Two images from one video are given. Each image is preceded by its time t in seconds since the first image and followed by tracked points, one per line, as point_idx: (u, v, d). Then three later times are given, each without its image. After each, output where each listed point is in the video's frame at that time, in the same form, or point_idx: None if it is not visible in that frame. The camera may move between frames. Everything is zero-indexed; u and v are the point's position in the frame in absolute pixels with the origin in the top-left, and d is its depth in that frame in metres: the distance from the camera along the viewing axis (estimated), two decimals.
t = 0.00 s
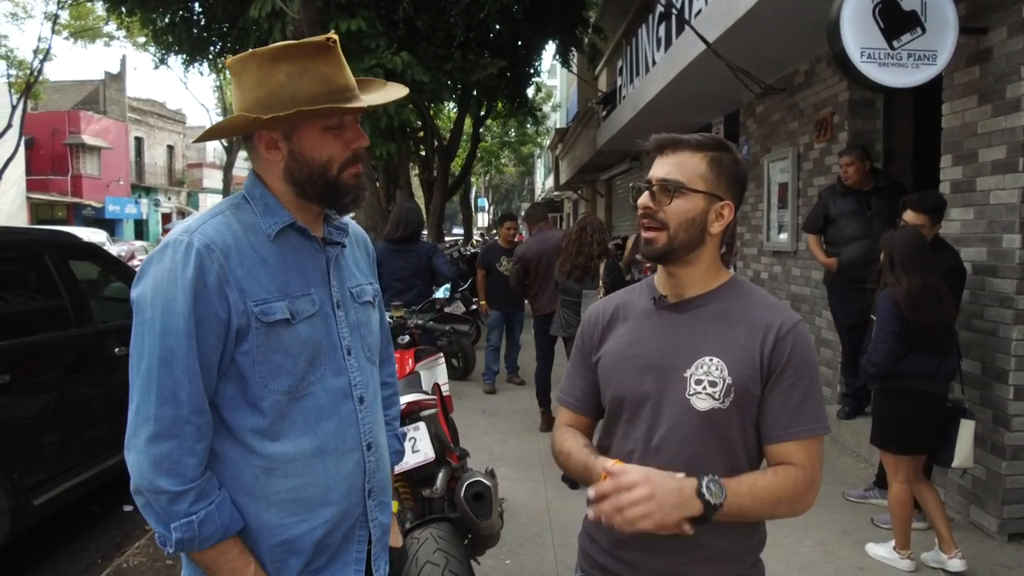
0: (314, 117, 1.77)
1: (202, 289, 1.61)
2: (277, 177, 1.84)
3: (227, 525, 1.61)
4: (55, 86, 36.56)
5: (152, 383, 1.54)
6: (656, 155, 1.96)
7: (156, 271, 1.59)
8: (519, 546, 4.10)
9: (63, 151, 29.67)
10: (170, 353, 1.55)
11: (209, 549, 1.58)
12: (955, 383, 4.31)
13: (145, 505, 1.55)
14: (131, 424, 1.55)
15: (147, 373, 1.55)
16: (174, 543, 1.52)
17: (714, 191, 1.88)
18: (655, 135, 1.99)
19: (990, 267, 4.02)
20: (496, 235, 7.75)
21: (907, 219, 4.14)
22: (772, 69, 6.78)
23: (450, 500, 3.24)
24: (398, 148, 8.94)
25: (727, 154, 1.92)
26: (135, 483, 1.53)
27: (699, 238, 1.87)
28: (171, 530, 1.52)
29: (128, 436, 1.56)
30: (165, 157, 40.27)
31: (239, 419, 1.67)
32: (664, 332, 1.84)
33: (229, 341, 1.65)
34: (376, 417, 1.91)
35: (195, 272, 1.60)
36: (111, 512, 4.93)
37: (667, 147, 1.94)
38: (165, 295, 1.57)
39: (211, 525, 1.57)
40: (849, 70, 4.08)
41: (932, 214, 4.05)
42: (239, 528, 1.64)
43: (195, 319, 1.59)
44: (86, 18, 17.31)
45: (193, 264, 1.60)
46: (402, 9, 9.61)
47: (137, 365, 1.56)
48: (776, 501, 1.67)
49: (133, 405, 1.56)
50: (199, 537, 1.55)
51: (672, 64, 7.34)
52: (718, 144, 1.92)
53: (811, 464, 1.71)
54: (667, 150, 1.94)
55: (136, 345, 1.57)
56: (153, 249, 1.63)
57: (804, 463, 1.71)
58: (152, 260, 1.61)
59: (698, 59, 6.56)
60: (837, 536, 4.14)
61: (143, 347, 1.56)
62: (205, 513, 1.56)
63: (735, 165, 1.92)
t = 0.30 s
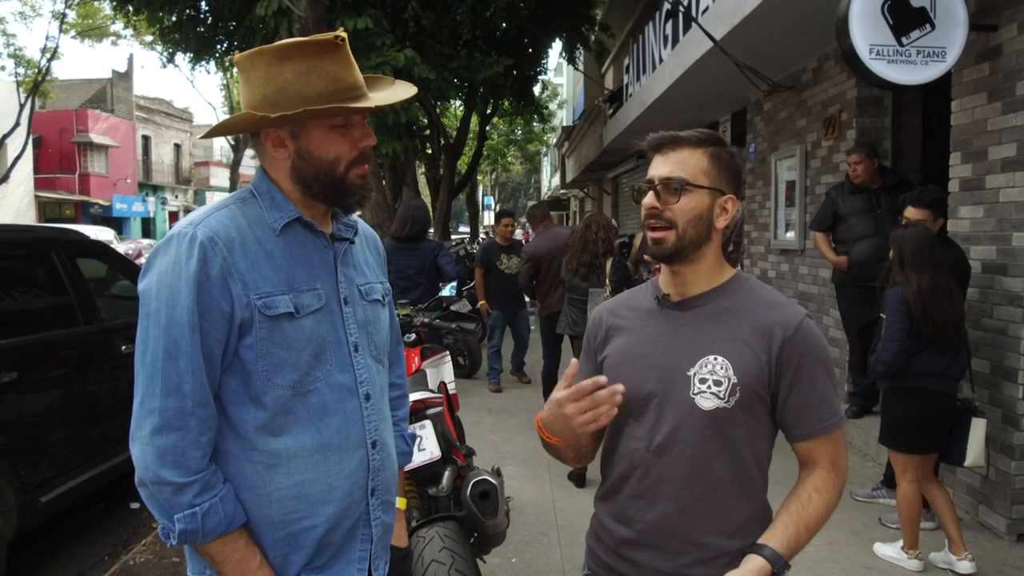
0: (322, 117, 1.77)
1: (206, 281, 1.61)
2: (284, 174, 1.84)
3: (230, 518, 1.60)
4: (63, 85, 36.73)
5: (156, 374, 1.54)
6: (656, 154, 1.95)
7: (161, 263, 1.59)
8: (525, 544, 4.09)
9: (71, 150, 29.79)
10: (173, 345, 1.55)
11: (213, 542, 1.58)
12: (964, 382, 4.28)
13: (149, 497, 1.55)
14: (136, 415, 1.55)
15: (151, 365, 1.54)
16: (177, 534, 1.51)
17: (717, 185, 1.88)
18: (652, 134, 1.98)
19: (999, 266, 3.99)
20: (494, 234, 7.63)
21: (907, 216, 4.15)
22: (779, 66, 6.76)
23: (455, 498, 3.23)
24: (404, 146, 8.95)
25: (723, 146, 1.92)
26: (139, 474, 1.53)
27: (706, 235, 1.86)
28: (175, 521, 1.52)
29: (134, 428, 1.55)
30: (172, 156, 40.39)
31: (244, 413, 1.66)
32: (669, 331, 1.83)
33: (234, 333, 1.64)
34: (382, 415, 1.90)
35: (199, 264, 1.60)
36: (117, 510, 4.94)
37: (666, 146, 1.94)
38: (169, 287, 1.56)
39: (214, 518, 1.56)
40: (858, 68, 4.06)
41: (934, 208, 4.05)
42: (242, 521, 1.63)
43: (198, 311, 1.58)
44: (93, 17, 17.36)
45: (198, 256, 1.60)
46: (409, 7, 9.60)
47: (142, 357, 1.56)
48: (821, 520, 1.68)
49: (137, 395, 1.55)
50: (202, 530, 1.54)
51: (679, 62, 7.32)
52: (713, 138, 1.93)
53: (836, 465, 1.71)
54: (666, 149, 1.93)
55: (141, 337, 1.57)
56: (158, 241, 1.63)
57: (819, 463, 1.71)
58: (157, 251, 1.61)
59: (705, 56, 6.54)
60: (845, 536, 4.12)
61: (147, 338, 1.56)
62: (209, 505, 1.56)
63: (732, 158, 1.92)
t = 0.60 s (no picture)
0: (329, 115, 1.76)
1: (213, 280, 1.61)
2: (291, 171, 1.83)
3: (238, 517, 1.60)
4: (69, 84, 36.85)
5: (165, 373, 1.53)
6: (659, 154, 1.94)
7: (169, 261, 1.59)
8: (530, 543, 4.09)
9: (78, 149, 29.89)
10: (181, 344, 1.54)
11: (221, 540, 1.57)
12: (972, 381, 4.26)
13: (156, 495, 1.55)
14: (144, 413, 1.55)
15: (159, 364, 1.54)
16: (185, 533, 1.51)
17: (724, 181, 1.88)
18: (650, 138, 1.98)
19: (1008, 264, 3.97)
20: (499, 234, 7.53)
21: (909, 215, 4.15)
22: (786, 64, 6.73)
23: (461, 496, 3.22)
24: (410, 145, 8.94)
25: (725, 142, 1.92)
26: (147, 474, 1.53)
27: (716, 232, 1.85)
28: (183, 520, 1.52)
29: (142, 427, 1.55)
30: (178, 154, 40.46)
31: (254, 410, 1.66)
32: (678, 329, 1.82)
33: (241, 331, 1.64)
34: (390, 413, 1.89)
35: (206, 262, 1.59)
36: (123, 507, 4.95)
37: (669, 146, 1.92)
38: (176, 285, 1.56)
39: (222, 517, 1.56)
40: (865, 65, 4.03)
41: (936, 206, 4.04)
42: (250, 520, 1.63)
43: (205, 310, 1.58)
44: (99, 17, 17.41)
45: (204, 255, 1.60)
46: (415, 5, 9.59)
47: (150, 355, 1.56)
48: (811, 517, 1.66)
49: (145, 395, 1.55)
50: (210, 528, 1.54)
51: (684, 60, 7.29)
52: (714, 135, 1.92)
53: (833, 466, 1.70)
54: (668, 149, 1.92)
55: (148, 335, 1.57)
56: (165, 239, 1.63)
57: (822, 462, 1.69)
58: (164, 250, 1.60)
59: (712, 54, 6.51)
60: (851, 535, 4.10)
61: (155, 337, 1.56)
62: (217, 504, 1.55)
63: (733, 154, 1.91)
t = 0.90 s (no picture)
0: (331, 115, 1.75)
1: (217, 278, 1.60)
2: (293, 170, 1.83)
3: (245, 517, 1.60)
4: (73, 83, 36.94)
5: (171, 372, 1.53)
6: (647, 159, 1.94)
7: (174, 260, 1.58)
8: (533, 541, 4.09)
9: (82, 147, 29.95)
10: (187, 343, 1.54)
11: (227, 542, 1.57)
12: (977, 380, 4.24)
13: (163, 497, 1.54)
14: (150, 413, 1.54)
15: (165, 363, 1.54)
16: (192, 535, 1.51)
17: (716, 177, 1.86)
18: (641, 143, 1.97)
19: (1013, 263, 3.95)
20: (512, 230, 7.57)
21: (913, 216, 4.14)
22: (790, 61, 6.71)
23: (464, 495, 3.21)
24: (413, 143, 8.93)
25: (711, 139, 1.91)
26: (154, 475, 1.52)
27: (713, 229, 1.85)
28: (190, 521, 1.51)
29: (149, 427, 1.55)
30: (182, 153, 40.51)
31: (259, 410, 1.66)
32: (679, 327, 1.81)
33: (246, 330, 1.63)
34: (395, 411, 1.89)
35: (211, 261, 1.59)
36: (127, 505, 4.95)
37: (657, 151, 1.92)
38: (181, 285, 1.56)
39: (229, 518, 1.56)
40: (870, 62, 4.01)
41: (941, 204, 4.02)
42: (255, 520, 1.63)
43: (210, 309, 1.57)
44: (103, 16, 17.44)
45: (209, 253, 1.59)
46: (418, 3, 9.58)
47: (155, 355, 1.55)
48: (809, 512, 1.64)
49: (152, 395, 1.55)
50: (217, 529, 1.54)
51: (689, 57, 7.26)
52: (700, 134, 1.91)
53: (834, 462, 1.68)
54: (656, 155, 1.91)
55: (153, 335, 1.56)
56: (170, 238, 1.63)
57: (819, 458, 1.67)
58: (169, 249, 1.60)
59: (716, 51, 6.49)
60: (855, 534, 4.09)
61: (160, 337, 1.55)
62: (224, 504, 1.55)
63: (722, 150, 1.90)
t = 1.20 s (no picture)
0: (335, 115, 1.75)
1: (218, 277, 1.60)
2: (298, 169, 1.83)
3: (231, 520, 1.57)
4: (75, 81, 36.96)
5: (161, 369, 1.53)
6: (643, 158, 1.93)
7: (175, 257, 1.58)
8: (535, 540, 4.09)
9: (84, 146, 29.96)
10: (179, 340, 1.53)
11: (213, 541, 1.56)
12: (980, 379, 4.24)
13: (152, 494, 1.54)
14: (140, 410, 1.54)
15: (159, 361, 1.53)
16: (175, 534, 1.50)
17: (715, 173, 1.85)
18: (637, 141, 1.97)
19: (1016, 262, 3.94)
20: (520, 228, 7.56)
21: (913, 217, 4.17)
22: (793, 60, 6.70)
23: (465, 494, 3.21)
24: (415, 141, 8.93)
25: (708, 135, 1.90)
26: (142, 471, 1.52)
27: (713, 227, 1.84)
28: (173, 520, 1.51)
29: (139, 423, 1.55)
30: (184, 151, 40.53)
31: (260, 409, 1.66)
32: (684, 328, 1.80)
33: (247, 328, 1.63)
34: (399, 411, 1.88)
35: (212, 259, 1.59)
36: (129, 503, 4.96)
37: (653, 149, 1.91)
38: (178, 283, 1.56)
39: (213, 519, 1.54)
40: (873, 61, 4.00)
41: (942, 202, 4.01)
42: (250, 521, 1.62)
43: (210, 306, 1.57)
44: (105, 15, 17.45)
45: (211, 252, 1.59)
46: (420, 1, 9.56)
47: (150, 352, 1.55)
48: (828, 510, 1.66)
49: (143, 392, 1.55)
50: (201, 530, 1.53)
51: (691, 56, 7.26)
52: (697, 129, 1.90)
53: (849, 461, 1.69)
54: (653, 153, 1.91)
55: (152, 333, 1.56)
56: (173, 236, 1.62)
57: (834, 456, 1.69)
58: (172, 247, 1.60)
59: (718, 50, 6.48)
60: (857, 533, 4.09)
61: (156, 334, 1.55)
62: (208, 506, 1.54)
63: (719, 145, 1.89)
